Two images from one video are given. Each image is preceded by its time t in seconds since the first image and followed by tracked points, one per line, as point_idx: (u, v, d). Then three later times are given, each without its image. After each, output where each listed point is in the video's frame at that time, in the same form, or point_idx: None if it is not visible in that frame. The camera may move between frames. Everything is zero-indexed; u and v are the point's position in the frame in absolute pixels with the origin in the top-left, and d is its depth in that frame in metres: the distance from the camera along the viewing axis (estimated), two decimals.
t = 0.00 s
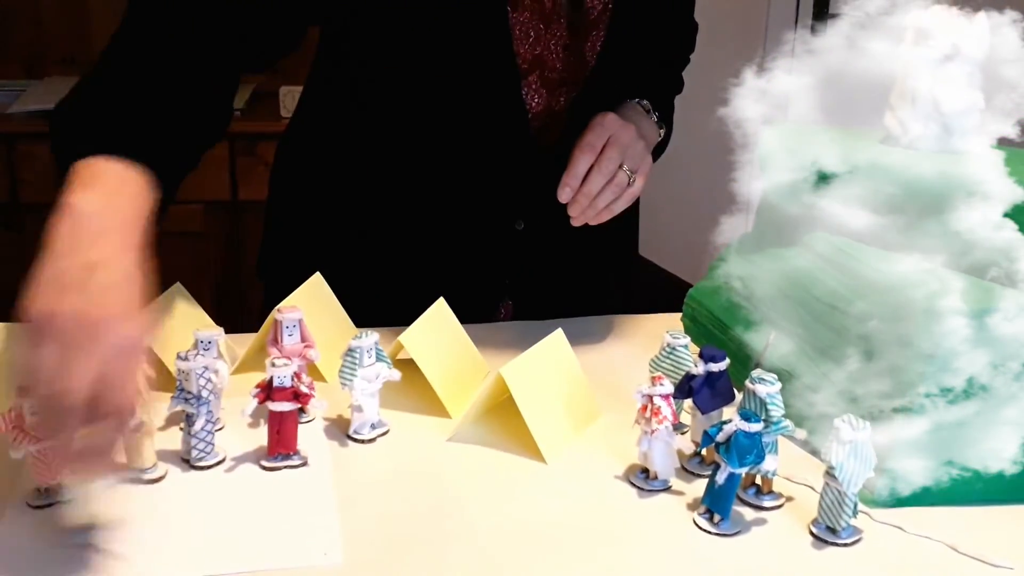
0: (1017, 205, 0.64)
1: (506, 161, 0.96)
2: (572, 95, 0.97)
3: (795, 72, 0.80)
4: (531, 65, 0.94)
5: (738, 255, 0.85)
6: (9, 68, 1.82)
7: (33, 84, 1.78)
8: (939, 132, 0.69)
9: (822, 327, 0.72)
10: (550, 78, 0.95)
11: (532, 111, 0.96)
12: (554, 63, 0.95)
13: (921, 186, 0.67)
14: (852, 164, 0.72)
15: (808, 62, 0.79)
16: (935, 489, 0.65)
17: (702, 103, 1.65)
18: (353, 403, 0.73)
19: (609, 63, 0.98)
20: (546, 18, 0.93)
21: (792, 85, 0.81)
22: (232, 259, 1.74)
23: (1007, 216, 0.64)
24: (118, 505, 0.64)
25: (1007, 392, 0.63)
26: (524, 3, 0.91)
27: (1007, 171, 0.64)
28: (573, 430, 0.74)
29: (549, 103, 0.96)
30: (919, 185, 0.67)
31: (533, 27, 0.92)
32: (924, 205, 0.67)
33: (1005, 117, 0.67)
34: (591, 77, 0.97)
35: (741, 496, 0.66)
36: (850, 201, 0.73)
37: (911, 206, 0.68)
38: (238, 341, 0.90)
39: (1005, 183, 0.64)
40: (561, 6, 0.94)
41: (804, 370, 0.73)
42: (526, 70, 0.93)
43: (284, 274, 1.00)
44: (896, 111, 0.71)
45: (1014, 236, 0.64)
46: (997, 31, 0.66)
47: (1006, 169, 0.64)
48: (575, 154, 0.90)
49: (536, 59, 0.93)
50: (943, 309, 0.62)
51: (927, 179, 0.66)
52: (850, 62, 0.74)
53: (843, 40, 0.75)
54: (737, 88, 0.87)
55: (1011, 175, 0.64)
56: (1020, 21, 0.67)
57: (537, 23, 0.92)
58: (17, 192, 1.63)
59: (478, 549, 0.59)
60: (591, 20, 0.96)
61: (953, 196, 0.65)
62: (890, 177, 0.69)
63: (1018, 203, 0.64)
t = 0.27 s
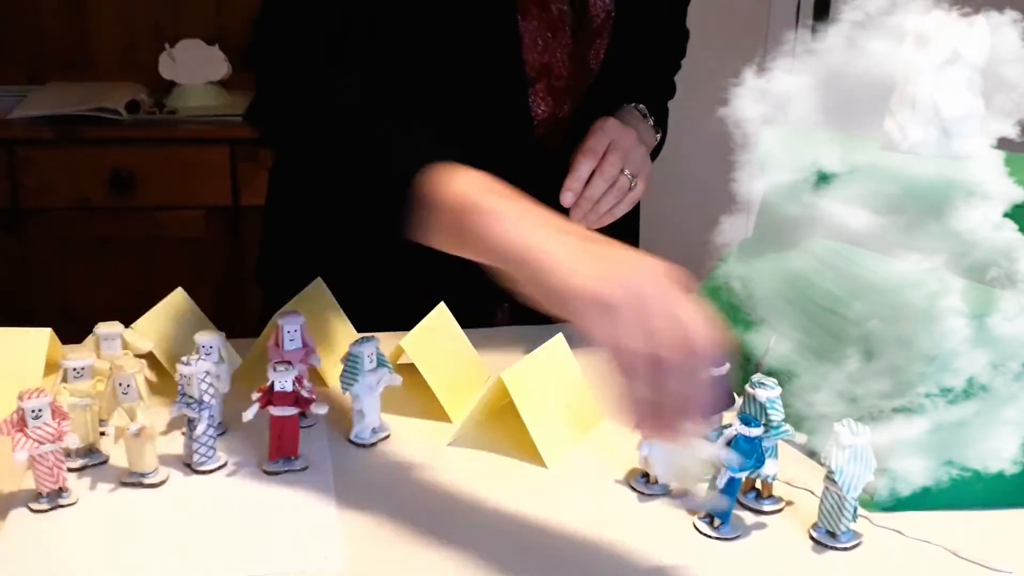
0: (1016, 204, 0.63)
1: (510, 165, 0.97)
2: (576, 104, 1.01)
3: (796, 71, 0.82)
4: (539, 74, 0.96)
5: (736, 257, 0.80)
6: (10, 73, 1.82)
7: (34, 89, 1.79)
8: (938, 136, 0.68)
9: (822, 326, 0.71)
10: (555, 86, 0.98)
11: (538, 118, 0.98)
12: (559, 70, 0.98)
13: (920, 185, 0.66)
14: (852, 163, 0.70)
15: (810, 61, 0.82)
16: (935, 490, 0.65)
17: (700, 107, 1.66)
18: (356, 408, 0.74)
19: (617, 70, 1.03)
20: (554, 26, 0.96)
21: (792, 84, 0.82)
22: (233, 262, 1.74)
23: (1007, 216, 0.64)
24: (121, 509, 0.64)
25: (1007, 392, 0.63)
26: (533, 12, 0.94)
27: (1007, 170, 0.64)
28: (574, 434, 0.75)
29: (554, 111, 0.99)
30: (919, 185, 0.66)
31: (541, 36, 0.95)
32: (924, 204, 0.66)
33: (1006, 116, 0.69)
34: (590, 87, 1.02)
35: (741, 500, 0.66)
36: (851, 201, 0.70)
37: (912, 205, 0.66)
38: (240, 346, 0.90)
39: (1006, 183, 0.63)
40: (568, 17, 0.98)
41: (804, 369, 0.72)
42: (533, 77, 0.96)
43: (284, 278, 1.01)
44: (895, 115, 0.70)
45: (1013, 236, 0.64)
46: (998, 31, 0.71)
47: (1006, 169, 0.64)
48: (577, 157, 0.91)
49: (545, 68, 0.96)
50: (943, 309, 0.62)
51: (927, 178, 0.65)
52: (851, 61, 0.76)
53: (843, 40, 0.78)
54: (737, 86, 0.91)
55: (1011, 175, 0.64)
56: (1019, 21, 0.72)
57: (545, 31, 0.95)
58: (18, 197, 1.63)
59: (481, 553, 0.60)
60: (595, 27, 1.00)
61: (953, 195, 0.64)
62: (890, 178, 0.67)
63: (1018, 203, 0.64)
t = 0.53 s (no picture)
0: (1017, 204, 0.63)
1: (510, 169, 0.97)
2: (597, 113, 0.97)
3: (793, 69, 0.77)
4: (567, 83, 0.92)
5: (737, 259, 0.81)
6: (11, 79, 1.83)
7: (36, 94, 1.79)
8: (937, 140, 0.69)
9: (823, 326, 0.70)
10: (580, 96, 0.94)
11: (563, 127, 0.94)
12: (586, 80, 0.94)
13: (921, 185, 0.66)
14: (853, 164, 0.70)
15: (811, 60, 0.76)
16: (935, 490, 0.65)
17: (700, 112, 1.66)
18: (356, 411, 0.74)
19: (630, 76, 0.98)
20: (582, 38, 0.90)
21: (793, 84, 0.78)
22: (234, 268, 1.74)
23: (1007, 216, 0.63)
24: (121, 514, 0.64)
25: (1007, 391, 0.63)
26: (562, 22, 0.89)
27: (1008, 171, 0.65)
28: (574, 439, 0.75)
29: (578, 121, 0.95)
30: (920, 185, 0.66)
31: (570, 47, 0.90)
32: (923, 205, 0.66)
33: (1005, 117, 0.68)
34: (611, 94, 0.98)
35: (742, 504, 0.66)
36: (849, 200, 0.70)
37: (912, 205, 0.66)
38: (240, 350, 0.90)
39: (1006, 184, 0.64)
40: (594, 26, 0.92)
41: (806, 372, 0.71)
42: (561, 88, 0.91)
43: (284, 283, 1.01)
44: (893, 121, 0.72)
45: (1014, 237, 0.63)
46: (997, 30, 0.68)
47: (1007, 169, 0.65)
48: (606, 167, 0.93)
49: (571, 78, 0.91)
50: (943, 309, 0.62)
51: (928, 180, 0.66)
52: (852, 61, 0.72)
53: (845, 37, 0.72)
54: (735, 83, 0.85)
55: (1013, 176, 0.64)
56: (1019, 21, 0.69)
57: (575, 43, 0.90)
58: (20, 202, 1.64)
59: (480, 557, 0.60)
60: (618, 37, 0.94)
61: (953, 196, 0.65)
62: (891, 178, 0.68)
63: (1017, 203, 0.63)
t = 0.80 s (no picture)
0: (1017, 205, 0.63)
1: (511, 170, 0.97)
2: (603, 114, 0.99)
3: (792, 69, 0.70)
4: (571, 86, 0.94)
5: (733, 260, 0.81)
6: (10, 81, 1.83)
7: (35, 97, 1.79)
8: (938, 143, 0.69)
9: (823, 328, 0.70)
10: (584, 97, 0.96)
11: (567, 129, 0.96)
12: (591, 82, 0.95)
13: (920, 186, 0.65)
14: (853, 164, 0.68)
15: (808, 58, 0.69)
16: (935, 489, 0.66)
17: (700, 114, 1.66)
18: (355, 414, 0.73)
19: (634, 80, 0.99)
20: (585, 40, 0.91)
21: (794, 83, 0.70)
22: (233, 270, 1.74)
23: (1007, 216, 0.63)
24: (120, 517, 0.64)
25: (1007, 391, 0.63)
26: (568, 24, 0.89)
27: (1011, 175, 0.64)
28: (575, 442, 0.74)
29: (582, 122, 0.97)
30: (920, 185, 0.65)
31: (574, 49, 0.91)
32: (923, 205, 0.65)
33: (1005, 116, 0.68)
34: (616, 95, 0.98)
35: (742, 507, 0.66)
36: (849, 200, 0.68)
37: (912, 206, 0.65)
38: (240, 353, 0.90)
39: (1007, 185, 0.63)
40: (599, 29, 0.93)
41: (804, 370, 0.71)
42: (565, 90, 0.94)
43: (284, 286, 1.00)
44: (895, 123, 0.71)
45: (1014, 237, 0.63)
46: (998, 31, 0.67)
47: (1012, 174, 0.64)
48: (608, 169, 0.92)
49: (576, 80, 0.94)
50: (943, 308, 0.62)
51: (927, 180, 0.65)
52: (852, 62, 0.68)
53: (842, 39, 0.67)
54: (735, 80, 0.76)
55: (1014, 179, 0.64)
56: (1019, 21, 0.68)
57: (579, 46, 0.91)
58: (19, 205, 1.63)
59: (480, 561, 0.60)
60: (624, 39, 0.96)
61: (953, 197, 0.64)
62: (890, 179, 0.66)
63: (1018, 204, 0.63)
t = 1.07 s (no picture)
0: (1016, 205, 0.63)
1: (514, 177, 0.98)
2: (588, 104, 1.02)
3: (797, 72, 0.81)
4: (551, 74, 0.98)
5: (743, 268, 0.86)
6: (11, 87, 1.83)
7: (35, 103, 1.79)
8: (940, 150, 0.68)
9: (822, 330, 0.73)
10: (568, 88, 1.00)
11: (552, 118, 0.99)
12: (574, 71, 1.00)
13: (923, 189, 0.66)
14: (851, 164, 0.73)
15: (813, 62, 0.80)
16: (935, 489, 0.64)
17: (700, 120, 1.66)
18: (356, 421, 0.73)
19: (627, 76, 1.01)
20: (564, 27, 0.97)
21: (792, 85, 0.82)
22: (234, 276, 1.75)
23: (1007, 216, 0.64)
24: (121, 524, 0.64)
25: (1007, 391, 0.62)
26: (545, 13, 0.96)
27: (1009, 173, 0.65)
28: (576, 449, 0.74)
29: (568, 112, 1.00)
30: (920, 190, 0.66)
31: (552, 37, 0.97)
32: (923, 207, 0.66)
33: (1005, 116, 0.69)
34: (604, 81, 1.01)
35: (744, 514, 0.66)
36: (849, 200, 0.72)
37: (911, 205, 0.67)
38: (241, 359, 0.90)
39: (1006, 184, 0.64)
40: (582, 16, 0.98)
41: (804, 369, 0.74)
42: (545, 78, 0.98)
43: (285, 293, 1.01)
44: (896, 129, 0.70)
45: (1014, 237, 0.63)
46: (999, 32, 0.69)
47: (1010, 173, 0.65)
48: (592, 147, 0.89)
49: (556, 69, 0.98)
50: (943, 308, 0.63)
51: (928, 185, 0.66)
52: (851, 61, 0.73)
53: (843, 39, 0.74)
54: (737, 88, 0.91)
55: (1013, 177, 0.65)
56: (1019, 22, 0.71)
57: (556, 33, 0.97)
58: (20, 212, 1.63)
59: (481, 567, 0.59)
60: (607, 27, 1.00)
61: (953, 198, 0.65)
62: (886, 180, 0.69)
63: (1017, 205, 0.63)
